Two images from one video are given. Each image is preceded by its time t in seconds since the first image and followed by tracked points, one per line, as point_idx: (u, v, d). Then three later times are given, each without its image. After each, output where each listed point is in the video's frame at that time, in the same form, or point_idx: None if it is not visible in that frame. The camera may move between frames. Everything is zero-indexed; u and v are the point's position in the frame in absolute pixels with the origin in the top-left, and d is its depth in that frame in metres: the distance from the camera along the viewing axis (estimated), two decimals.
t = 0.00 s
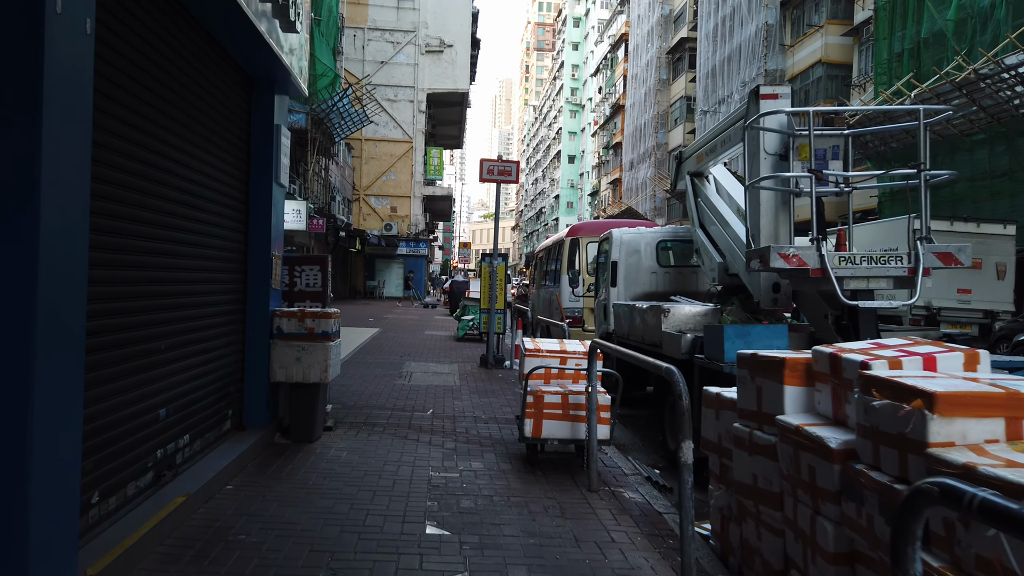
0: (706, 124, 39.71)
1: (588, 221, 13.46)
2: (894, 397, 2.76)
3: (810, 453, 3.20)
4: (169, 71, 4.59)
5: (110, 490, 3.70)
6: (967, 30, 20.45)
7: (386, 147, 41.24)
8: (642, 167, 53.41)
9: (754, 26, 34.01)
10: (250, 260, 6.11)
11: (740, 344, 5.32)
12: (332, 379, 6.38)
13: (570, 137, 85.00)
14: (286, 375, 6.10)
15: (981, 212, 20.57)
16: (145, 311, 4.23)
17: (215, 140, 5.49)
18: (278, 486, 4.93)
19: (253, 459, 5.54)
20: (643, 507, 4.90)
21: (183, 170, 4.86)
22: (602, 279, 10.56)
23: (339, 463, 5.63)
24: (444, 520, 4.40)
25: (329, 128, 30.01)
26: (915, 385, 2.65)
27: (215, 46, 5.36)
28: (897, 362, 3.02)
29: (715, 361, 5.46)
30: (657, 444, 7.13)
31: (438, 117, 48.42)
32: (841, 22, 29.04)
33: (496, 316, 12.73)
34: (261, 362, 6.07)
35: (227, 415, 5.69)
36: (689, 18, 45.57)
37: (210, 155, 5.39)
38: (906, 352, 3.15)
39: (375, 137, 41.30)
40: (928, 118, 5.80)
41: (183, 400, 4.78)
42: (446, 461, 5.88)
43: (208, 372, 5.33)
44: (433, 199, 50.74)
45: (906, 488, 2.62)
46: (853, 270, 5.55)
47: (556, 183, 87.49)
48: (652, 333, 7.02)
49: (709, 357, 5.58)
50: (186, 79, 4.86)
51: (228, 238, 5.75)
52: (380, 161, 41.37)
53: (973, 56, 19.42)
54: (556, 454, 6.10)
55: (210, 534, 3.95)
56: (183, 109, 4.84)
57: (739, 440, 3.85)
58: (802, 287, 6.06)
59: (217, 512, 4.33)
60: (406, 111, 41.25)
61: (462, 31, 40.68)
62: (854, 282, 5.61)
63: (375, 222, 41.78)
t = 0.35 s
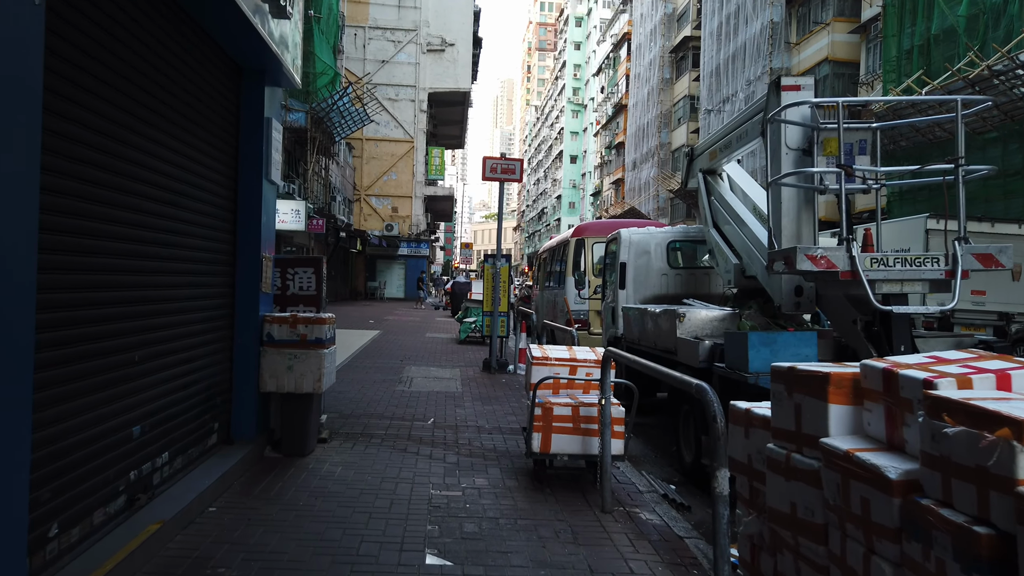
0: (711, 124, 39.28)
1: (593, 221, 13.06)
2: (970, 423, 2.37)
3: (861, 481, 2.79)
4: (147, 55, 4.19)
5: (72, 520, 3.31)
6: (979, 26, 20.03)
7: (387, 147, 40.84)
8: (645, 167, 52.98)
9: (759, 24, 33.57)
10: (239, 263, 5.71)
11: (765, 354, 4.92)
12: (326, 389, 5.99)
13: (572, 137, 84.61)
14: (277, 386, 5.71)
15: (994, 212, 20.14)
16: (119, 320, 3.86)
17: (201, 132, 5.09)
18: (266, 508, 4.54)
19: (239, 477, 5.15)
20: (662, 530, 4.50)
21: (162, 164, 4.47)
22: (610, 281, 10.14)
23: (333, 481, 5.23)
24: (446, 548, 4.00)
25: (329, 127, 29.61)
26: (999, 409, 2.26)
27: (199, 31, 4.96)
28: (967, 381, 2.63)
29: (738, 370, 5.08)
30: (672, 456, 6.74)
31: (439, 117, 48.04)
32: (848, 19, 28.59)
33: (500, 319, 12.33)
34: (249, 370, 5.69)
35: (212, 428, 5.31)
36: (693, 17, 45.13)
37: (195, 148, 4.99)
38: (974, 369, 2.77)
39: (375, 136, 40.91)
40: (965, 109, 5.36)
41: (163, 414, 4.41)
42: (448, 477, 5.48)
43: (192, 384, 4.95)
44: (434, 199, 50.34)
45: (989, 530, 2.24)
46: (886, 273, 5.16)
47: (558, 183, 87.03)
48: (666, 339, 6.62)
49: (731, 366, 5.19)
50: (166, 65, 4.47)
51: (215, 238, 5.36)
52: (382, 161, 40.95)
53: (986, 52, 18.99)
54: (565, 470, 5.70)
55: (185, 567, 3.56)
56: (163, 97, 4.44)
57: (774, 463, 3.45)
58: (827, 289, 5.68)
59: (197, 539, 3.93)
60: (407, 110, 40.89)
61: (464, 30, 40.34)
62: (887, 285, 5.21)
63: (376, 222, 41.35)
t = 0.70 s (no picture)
0: (712, 122, 38.86)
1: (597, 219, 12.65)
2: None
3: (922, 510, 2.41)
4: (107, 29, 3.79)
5: (18, 549, 2.94)
6: (988, 21, 19.61)
7: (386, 146, 40.44)
8: (646, 166, 52.55)
9: (762, 21, 33.18)
10: (220, 260, 5.32)
11: (789, 358, 4.52)
12: (314, 396, 5.60)
13: (572, 137, 84.30)
14: (262, 392, 5.31)
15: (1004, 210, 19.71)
16: (76, 324, 3.49)
17: (177, 116, 4.70)
18: (249, 528, 4.16)
19: (219, 492, 4.76)
20: (679, 552, 4.12)
21: (127, 150, 4.07)
22: (615, 281, 9.74)
23: (321, 495, 4.83)
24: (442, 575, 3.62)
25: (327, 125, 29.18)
26: None
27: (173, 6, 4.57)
28: None
29: (759, 375, 4.67)
30: (683, 465, 6.38)
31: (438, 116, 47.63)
32: (853, 15, 28.18)
33: (500, 319, 11.94)
34: (233, 375, 5.29)
35: (191, 439, 4.91)
36: (694, 15, 44.72)
37: (170, 133, 4.61)
38: None
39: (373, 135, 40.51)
40: (1004, 93, 4.99)
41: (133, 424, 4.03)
42: (446, 490, 5.10)
43: (168, 390, 4.57)
44: (434, 199, 49.95)
45: None
46: (920, 270, 4.77)
47: (558, 183, 86.60)
48: (679, 341, 6.23)
49: (752, 370, 4.80)
50: (132, 42, 4.07)
51: (194, 232, 4.98)
52: (380, 160, 40.54)
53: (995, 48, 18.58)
54: (571, 482, 5.31)
55: None
56: (129, 77, 4.05)
57: (811, 482, 3.06)
58: (852, 288, 5.29)
59: (166, 566, 3.55)
60: (405, 109, 40.51)
61: (463, 28, 39.99)
62: (919, 284, 4.82)
63: (375, 222, 40.94)
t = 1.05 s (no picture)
0: (721, 120, 38.34)
1: (608, 217, 12.22)
2: None
3: None
4: None
5: None
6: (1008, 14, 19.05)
7: (390, 145, 40.08)
8: (652, 165, 52.05)
9: (771, 18, 32.68)
10: (211, 257, 4.92)
11: (833, 365, 4.09)
12: (313, 404, 5.20)
13: (577, 136, 83.90)
14: (256, 400, 4.90)
15: None
16: (38, 327, 3.08)
17: (162, 100, 4.31)
18: (239, 551, 3.77)
19: (208, 509, 4.36)
20: None
21: (103, 135, 3.67)
22: (630, 280, 9.31)
23: (320, 513, 4.43)
24: None
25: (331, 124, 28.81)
26: None
27: None
28: None
29: (799, 383, 4.25)
30: (708, 476, 5.97)
31: (442, 115, 47.29)
32: (864, 11, 27.65)
33: (508, 320, 11.51)
34: (224, 382, 4.89)
35: (178, 450, 4.52)
36: (701, 12, 44.22)
37: (154, 118, 4.21)
38: None
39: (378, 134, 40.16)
40: None
41: (109, 437, 3.64)
42: (456, 506, 4.70)
43: (152, 399, 4.18)
44: (438, 199, 49.61)
45: None
46: (974, 267, 4.34)
47: (563, 183, 86.13)
48: (704, 344, 5.82)
49: (790, 377, 4.38)
50: (109, 15, 3.68)
51: (182, 226, 4.57)
52: (385, 160, 40.18)
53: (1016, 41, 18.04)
54: (590, 497, 4.91)
55: None
56: (106, 55, 3.65)
57: (882, 511, 2.64)
58: (896, 287, 4.85)
59: None
60: (410, 108, 40.16)
61: (468, 26, 39.61)
62: (973, 283, 4.38)
63: (379, 222, 40.56)
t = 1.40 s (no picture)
0: (725, 119, 37.81)
1: (614, 217, 11.86)
2: None
3: None
4: None
5: None
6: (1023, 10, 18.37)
7: (391, 145, 39.68)
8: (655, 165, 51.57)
9: (776, 16, 32.28)
10: (196, 260, 4.54)
11: (877, 378, 3.71)
12: (306, 419, 4.82)
13: (578, 136, 83.42)
14: (244, 415, 4.53)
15: None
16: None
17: (137, 88, 3.91)
18: None
19: (190, 536, 3.99)
20: None
21: (65, 123, 3.27)
22: (640, 283, 8.93)
23: (312, 541, 4.05)
24: None
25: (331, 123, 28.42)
26: None
27: None
28: None
29: (838, 399, 3.87)
30: (728, 494, 5.59)
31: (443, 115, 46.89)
32: (871, 9, 27.25)
33: (513, 324, 11.11)
34: (210, 396, 4.51)
35: (158, 472, 4.14)
36: (705, 10, 43.70)
37: (127, 108, 3.83)
38: None
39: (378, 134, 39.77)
40: None
41: (72, 462, 3.27)
42: (461, 530, 4.33)
43: (128, 416, 3.81)
44: (440, 199, 49.22)
45: None
46: None
47: (565, 183, 85.64)
48: (726, 351, 5.44)
49: (827, 391, 4.00)
50: None
51: (162, 226, 4.19)
52: (385, 160, 39.77)
53: None
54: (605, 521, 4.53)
55: None
56: (68, 35, 3.26)
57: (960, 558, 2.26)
58: (937, 293, 4.48)
59: None
60: (411, 107, 39.79)
61: (470, 25, 39.21)
62: None
63: (380, 222, 40.15)
